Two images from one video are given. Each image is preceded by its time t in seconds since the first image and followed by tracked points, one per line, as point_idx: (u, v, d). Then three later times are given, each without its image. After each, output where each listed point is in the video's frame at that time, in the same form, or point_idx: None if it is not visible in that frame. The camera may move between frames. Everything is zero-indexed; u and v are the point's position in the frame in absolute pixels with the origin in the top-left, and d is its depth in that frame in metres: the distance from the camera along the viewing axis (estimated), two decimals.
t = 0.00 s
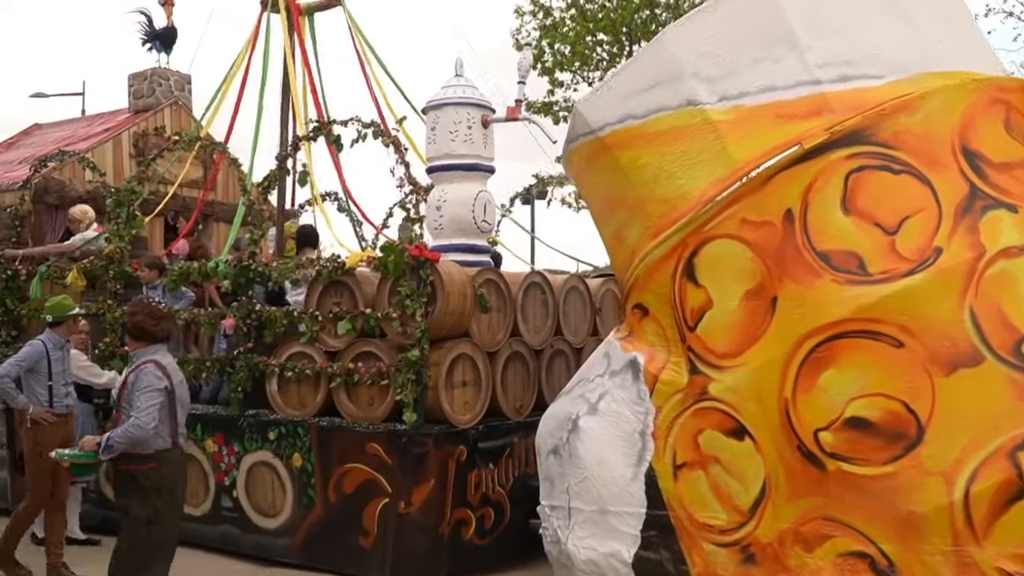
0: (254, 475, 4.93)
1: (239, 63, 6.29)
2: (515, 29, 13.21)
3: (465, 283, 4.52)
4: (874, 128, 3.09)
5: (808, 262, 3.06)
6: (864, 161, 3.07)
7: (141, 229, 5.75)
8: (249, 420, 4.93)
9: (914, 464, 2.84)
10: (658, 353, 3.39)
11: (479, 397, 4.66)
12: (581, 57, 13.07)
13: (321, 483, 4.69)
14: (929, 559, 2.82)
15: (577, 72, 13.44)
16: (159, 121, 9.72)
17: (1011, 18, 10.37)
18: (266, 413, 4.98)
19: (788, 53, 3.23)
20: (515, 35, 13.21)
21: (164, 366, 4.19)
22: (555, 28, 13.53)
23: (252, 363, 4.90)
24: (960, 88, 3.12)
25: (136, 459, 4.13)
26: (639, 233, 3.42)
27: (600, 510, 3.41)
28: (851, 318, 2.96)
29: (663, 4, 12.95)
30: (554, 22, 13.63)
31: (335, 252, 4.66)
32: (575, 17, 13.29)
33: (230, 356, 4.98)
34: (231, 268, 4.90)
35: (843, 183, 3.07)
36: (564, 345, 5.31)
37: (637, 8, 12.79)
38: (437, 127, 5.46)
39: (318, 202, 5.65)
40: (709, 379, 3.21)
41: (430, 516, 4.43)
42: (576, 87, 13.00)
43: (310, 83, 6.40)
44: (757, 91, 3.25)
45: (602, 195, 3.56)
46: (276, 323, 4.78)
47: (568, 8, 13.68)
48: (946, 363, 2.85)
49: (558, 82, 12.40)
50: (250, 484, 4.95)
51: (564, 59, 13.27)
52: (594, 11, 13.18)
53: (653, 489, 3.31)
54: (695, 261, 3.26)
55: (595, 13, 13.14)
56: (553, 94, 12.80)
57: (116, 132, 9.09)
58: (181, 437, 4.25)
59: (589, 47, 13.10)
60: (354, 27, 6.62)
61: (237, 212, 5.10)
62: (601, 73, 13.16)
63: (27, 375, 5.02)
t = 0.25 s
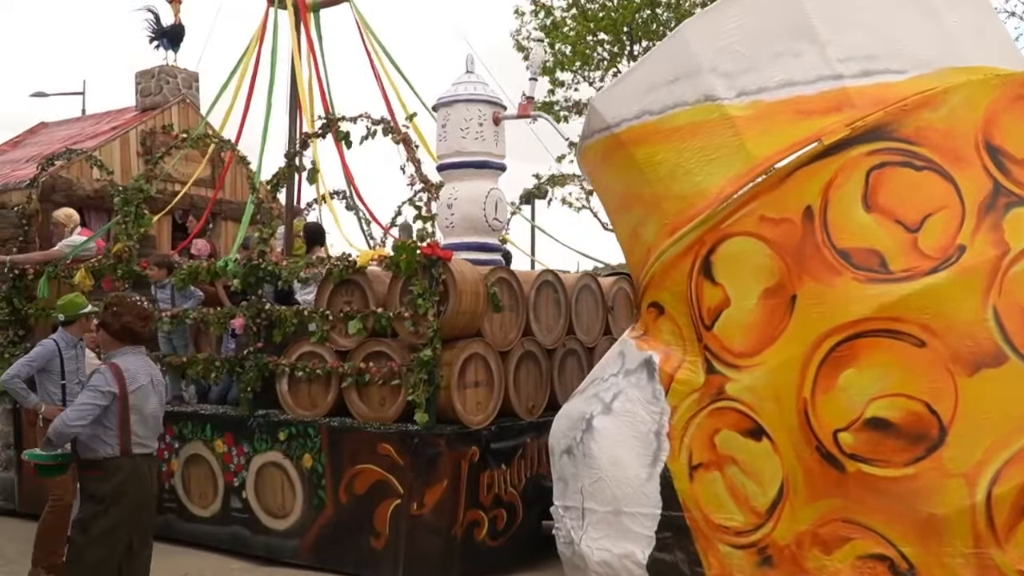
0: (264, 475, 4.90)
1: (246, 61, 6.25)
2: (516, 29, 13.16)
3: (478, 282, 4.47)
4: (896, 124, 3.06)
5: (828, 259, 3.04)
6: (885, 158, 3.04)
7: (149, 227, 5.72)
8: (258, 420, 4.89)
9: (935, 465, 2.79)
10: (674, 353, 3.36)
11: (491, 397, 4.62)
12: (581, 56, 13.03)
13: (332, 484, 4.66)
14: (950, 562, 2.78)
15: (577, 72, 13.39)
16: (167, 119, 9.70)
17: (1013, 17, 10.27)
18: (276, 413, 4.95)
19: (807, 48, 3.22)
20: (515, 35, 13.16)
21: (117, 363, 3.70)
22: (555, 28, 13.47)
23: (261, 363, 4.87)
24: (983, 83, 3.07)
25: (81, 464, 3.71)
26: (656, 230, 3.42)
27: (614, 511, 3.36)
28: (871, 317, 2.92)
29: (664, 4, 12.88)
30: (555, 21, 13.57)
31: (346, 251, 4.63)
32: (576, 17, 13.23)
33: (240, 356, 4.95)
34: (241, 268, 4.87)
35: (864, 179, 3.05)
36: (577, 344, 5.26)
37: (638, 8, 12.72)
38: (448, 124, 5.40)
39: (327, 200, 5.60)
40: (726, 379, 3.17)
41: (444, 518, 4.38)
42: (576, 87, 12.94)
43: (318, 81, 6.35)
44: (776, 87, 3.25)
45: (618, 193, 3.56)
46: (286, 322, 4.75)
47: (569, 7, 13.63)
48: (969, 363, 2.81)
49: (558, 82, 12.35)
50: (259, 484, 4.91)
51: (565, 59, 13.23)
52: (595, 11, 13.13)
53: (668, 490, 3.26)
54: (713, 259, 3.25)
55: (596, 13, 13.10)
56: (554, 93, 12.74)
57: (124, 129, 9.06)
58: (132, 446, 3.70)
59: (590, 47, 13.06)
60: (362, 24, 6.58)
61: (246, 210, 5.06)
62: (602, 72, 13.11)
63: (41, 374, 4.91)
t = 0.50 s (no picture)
0: (273, 475, 4.86)
1: (251, 57, 6.20)
2: (515, 27, 13.10)
3: (490, 279, 4.43)
4: (916, 117, 3.02)
5: (847, 256, 2.99)
6: (905, 152, 3.00)
7: (156, 225, 5.70)
8: (267, 419, 4.85)
9: (957, 465, 2.74)
10: (688, 351, 3.31)
11: (503, 396, 4.59)
12: (580, 54, 13.02)
13: (341, 484, 4.62)
14: (972, 563, 2.73)
15: (576, 70, 13.39)
16: (173, 116, 9.67)
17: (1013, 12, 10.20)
18: (285, 412, 4.91)
19: (825, 40, 3.19)
20: (514, 32, 13.12)
21: (81, 353, 3.63)
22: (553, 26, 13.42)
23: (269, 361, 4.82)
24: (1005, 76, 3.02)
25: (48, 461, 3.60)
26: (670, 227, 3.37)
27: (628, 511, 3.31)
28: (891, 314, 2.88)
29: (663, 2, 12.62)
30: (553, 18, 13.51)
31: (357, 248, 4.60)
32: (574, 15, 13.18)
33: (248, 354, 4.91)
34: (249, 265, 4.83)
35: (884, 174, 3.01)
36: (589, 343, 5.21)
37: (637, 5, 12.53)
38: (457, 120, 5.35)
39: (335, 198, 5.55)
40: (742, 378, 3.12)
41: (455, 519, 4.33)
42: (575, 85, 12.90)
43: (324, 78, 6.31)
44: (794, 80, 3.22)
45: (631, 189, 3.52)
46: (296, 321, 4.69)
47: (568, 5, 13.57)
48: (991, 361, 2.76)
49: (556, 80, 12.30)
50: (268, 484, 4.87)
51: (564, 57, 13.22)
52: (593, 8, 13.09)
53: (683, 490, 3.21)
54: (728, 256, 3.21)
55: (595, 11, 13.08)
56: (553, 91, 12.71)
57: (130, 126, 9.03)
58: (98, 437, 3.57)
59: (589, 45, 13.03)
60: (368, 19, 6.54)
61: (254, 207, 5.02)
62: (600, 71, 13.09)
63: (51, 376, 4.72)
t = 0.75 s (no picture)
0: (282, 474, 4.83)
1: (255, 51, 6.16)
2: (513, 25, 13.06)
3: (501, 275, 4.40)
4: (934, 111, 2.95)
5: (864, 252, 2.94)
6: (923, 146, 2.94)
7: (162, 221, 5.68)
8: (275, 417, 4.82)
9: (978, 464, 2.70)
10: (702, 348, 3.27)
11: (514, 394, 4.55)
12: (579, 51, 13.01)
13: (351, 483, 4.58)
14: (993, 564, 2.68)
15: (573, 66, 13.38)
16: (179, 111, 9.64)
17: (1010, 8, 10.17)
18: (294, 410, 4.87)
19: (840, 32, 3.12)
20: (512, 29, 13.08)
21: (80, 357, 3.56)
22: (551, 23, 13.38)
23: (278, 358, 4.81)
24: None
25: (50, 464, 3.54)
26: (683, 222, 3.32)
27: (642, 510, 3.27)
28: (910, 310, 2.83)
29: None
30: (552, 15, 13.48)
31: (367, 244, 4.56)
32: (571, 11, 13.12)
33: (256, 351, 4.88)
34: (258, 261, 4.80)
35: (901, 168, 2.95)
36: (600, 340, 5.17)
37: (636, 2, 12.44)
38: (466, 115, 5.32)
39: (343, 193, 5.51)
40: (757, 375, 3.08)
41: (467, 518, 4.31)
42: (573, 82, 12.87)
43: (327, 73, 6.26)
44: (808, 73, 3.15)
45: (643, 183, 3.47)
46: (304, 317, 4.66)
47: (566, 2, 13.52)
48: (1011, 358, 2.71)
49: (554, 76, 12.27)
50: (277, 482, 4.84)
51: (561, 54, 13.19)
52: (590, 5, 13.05)
53: (697, 489, 3.17)
54: (743, 252, 3.16)
55: (592, 7, 13.04)
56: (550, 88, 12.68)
57: (136, 122, 9.00)
58: (103, 439, 3.55)
59: (587, 42, 13.02)
60: (372, 13, 6.48)
61: (260, 202, 4.98)
62: (596, 68, 13.08)
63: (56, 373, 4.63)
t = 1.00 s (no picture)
0: (290, 472, 4.80)
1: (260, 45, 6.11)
2: (511, 22, 13.00)
3: (512, 271, 4.36)
4: (952, 103, 2.90)
5: (882, 246, 2.89)
6: (942, 139, 2.89)
7: (169, 216, 5.65)
8: (283, 415, 4.79)
9: (998, 462, 2.65)
10: (716, 344, 3.23)
11: (526, 391, 4.52)
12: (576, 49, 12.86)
13: (360, 481, 4.55)
14: (1014, 563, 2.64)
15: (571, 65, 13.23)
16: (185, 106, 9.61)
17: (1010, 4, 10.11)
18: (302, 407, 4.84)
19: (857, 25, 3.06)
20: (511, 26, 13.03)
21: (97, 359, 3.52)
22: (550, 20, 13.29)
23: (287, 355, 4.77)
24: None
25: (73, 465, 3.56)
26: (697, 216, 3.29)
27: (655, 509, 3.23)
28: (929, 306, 2.78)
29: None
30: (551, 12, 13.42)
31: (377, 239, 4.52)
32: (570, 8, 13.05)
33: (264, 348, 4.85)
34: (266, 256, 4.77)
35: (920, 161, 2.90)
36: (610, 336, 5.13)
37: None
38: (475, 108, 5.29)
39: (352, 187, 5.46)
40: (773, 372, 3.04)
41: (478, 517, 4.28)
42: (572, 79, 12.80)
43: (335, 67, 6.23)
44: (825, 66, 3.10)
45: (656, 178, 3.43)
46: (312, 314, 4.62)
47: None
48: None
49: (552, 74, 12.19)
50: (285, 480, 4.81)
51: (560, 51, 13.10)
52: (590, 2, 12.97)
53: (711, 487, 3.13)
54: (758, 247, 3.12)
55: (591, 4, 12.95)
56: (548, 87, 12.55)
57: (142, 116, 8.96)
58: (114, 444, 3.49)
59: (586, 39, 12.92)
60: (379, 6, 6.43)
61: (267, 197, 4.94)
62: (595, 65, 12.97)
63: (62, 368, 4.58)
